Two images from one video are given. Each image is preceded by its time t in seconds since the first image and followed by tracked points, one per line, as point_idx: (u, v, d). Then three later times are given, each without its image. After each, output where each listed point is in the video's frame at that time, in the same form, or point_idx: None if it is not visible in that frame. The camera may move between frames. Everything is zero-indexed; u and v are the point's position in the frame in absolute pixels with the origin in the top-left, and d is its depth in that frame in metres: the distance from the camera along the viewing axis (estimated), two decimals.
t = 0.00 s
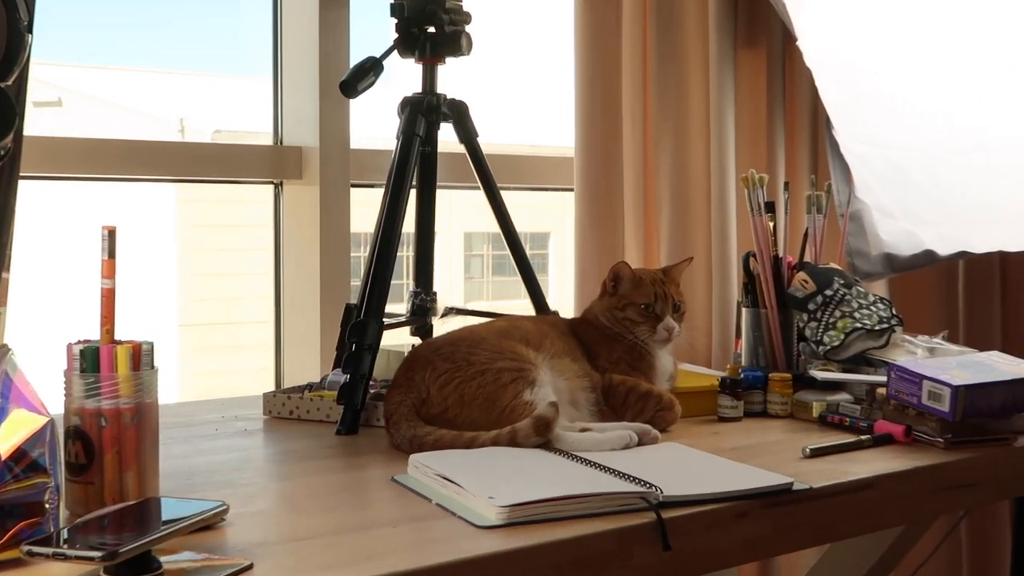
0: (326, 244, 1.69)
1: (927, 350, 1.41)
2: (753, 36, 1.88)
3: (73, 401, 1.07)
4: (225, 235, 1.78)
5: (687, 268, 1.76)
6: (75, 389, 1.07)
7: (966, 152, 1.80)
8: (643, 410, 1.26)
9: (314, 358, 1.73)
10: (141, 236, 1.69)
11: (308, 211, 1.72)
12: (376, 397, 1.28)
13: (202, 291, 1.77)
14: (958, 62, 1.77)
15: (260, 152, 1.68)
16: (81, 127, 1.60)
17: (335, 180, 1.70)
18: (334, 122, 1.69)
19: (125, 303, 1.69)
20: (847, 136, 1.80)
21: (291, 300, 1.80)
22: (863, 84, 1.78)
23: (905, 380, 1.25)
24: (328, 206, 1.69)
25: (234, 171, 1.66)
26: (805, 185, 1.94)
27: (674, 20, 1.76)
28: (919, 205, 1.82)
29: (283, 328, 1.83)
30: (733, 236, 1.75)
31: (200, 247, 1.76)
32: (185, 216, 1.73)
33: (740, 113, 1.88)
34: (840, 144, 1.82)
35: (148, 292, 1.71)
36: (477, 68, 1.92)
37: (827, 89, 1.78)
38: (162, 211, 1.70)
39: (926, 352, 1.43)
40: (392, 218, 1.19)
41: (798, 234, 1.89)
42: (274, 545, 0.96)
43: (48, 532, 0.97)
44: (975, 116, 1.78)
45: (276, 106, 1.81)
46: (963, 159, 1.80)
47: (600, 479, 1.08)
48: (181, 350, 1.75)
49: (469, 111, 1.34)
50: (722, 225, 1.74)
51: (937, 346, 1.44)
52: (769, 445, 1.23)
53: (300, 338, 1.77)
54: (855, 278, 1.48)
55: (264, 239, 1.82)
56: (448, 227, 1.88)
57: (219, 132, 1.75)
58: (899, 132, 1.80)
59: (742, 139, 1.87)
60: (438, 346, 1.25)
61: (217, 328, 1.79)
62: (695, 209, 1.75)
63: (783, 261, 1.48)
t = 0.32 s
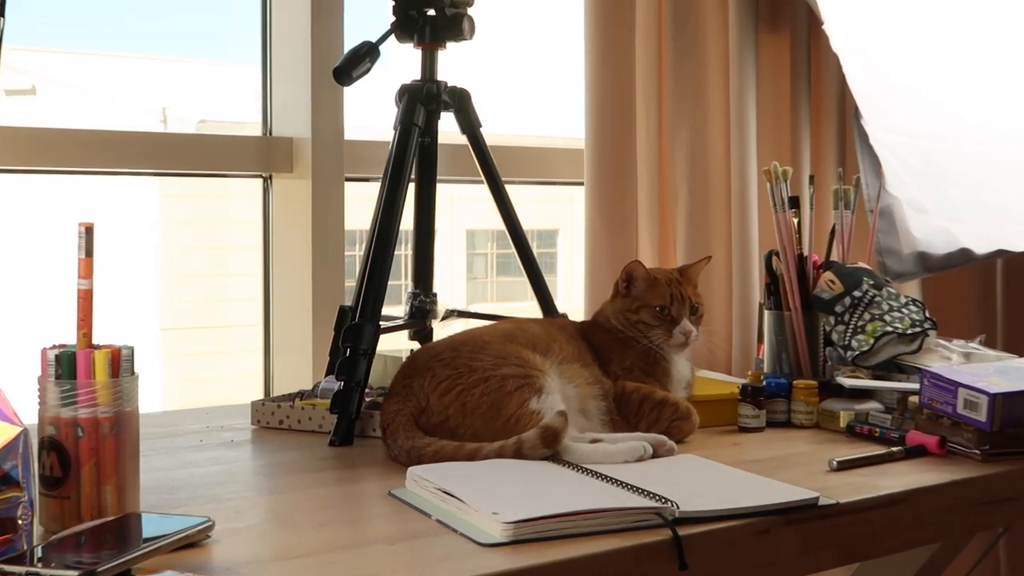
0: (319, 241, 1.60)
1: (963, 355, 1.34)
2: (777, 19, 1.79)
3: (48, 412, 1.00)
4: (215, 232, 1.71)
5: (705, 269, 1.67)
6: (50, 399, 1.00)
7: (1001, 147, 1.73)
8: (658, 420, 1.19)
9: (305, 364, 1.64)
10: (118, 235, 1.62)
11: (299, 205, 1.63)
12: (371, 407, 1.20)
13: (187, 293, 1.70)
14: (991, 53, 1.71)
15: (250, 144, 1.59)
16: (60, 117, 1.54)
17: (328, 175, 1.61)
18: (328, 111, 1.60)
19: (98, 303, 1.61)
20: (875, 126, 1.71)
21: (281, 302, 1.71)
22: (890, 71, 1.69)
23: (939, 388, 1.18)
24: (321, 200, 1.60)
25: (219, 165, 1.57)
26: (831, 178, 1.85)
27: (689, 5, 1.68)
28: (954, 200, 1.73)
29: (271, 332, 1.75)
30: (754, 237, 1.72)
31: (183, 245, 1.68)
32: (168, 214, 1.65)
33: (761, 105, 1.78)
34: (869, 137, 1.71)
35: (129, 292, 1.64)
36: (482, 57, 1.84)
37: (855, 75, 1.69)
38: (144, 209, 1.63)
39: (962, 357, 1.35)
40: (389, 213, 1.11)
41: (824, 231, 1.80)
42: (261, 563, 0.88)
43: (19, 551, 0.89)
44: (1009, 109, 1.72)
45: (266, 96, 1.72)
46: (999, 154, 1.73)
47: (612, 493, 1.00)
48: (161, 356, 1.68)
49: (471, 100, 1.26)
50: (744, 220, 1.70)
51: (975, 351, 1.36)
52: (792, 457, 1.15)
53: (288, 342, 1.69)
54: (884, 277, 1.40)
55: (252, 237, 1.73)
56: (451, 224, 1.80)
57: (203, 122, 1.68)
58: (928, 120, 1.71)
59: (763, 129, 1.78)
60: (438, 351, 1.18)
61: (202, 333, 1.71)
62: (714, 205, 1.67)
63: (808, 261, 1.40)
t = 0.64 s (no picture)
0: (309, 236, 1.48)
1: (999, 358, 1.26)
2: None
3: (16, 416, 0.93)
4: (197, 225, 1.59)
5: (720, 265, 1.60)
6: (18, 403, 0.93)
7: None
8: (670, 427, 1.13)
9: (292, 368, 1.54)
10: (90, 230, 1.51)
11: (285, 195, 1.52)
12: (364, 411, 1.14)
13: (171, 291, 1.59)
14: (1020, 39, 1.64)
15: (236, 133, 1.48)
16: (31, 105, 1.43)
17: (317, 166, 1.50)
18: (319, 93, 1.49)
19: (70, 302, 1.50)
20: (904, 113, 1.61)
21: (264, 305, 1.58)
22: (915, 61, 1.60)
23: (972, 393, 1.10)
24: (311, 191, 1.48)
25: (205, 155, 1.46)
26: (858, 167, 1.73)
27: None
28: (990, 193, 1.65)
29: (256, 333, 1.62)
30: (776, 232, 1.59)
31: (162, 240, 1.57)
32: (148, 205, 1.55)
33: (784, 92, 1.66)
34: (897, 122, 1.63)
35: (104, 288, 1.53)
36: (485, 43, 1.76)
37: (883, 59, 1.59)
38: (123, 199, 1.52)
39: (995, 359, 1.28)
40: (382, 206, 1.05)
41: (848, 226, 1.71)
42: None
43: None
44: None
45: (251, 80, 1.60)
46: None
47: (621, 504, 0.93)
48: (140, 355, 1.57)
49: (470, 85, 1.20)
50: (762, 216, 1.59)
51: (1009, 352, 1.29)
52: (814, 466, 1.08)
53: (273, 347, 1.57)
54: (914, 275, 1.33)
55: (235, 230, 1.61)
56: (451, 217, 1.72)
57: (184, 109, 1.57)
58: (957, 107, 1.63)
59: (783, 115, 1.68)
60: (436, 352, 1.11)
61: (185, 333, 1.60)
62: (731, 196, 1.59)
63: (831, 256, 1.33)
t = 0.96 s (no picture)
0: (295, 228, 1.42)
1: None
2: None
3: None
4: (178, 217, 1.53)
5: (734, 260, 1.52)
6: None
7: None
8: (679, 433, 1.07)
9: (275, 369, 1.47)
10: (63, 221, 1.45)
11: (270, 187, 1.45)
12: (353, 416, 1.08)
13: (144, 289, 1.52)
14: None
15: (216, 118, 1.42)
16: (7, 88, 1.38)
17: (303, 155, 1.42)
18: (305, 77, 1.42)
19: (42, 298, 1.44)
20: (929, 99, 1.53)
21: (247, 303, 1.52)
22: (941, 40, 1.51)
23: (1002, 397, 1.03)
24: (293, 181, 1.41)
25: (183, 143, 1.40)
26: (881, 156, 1.66)
27: None
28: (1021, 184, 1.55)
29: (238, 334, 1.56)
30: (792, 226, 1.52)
31: (139, 235, 1.51)
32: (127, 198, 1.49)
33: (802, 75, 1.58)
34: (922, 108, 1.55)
35: (79, 284, 1.47)
36: (484, 27, 1.69)
37: (905, 40, 1.52)
38: (96, 191, 1.46)
39: None
40: (373, 196, 0.98)
41: (872, 218, 1.63)
42: None
43: None
44: None
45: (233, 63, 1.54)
46: None
47: (627, 516, 0.87)
48: (115, 359, 1.50)
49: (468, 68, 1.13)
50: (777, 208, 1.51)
51: None
52: (832, 475, 1.01)
53: (257, 347, 1.50)
54: (941, 271, 1.28)
55: (218, 224, 1.54)
56: (447, 209, 1.66)
57: (162, 92, 1.50)
58: (988, 92, 1.53)
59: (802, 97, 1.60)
60: (430, 353, 1.04)
61: (164, 333, 1.53)
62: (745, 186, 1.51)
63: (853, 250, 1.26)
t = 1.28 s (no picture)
0: (277, 209, 1.36)
1: None
2: None
3: None
4: (157, 197, 1.46)
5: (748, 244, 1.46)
6: None
7: None
8: (689, 430, 1.01)
9: (257, 360, 1.40)
10: (30, 203, 1.38)
11: (252, 167, 1.39)
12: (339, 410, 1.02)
13: (115, 276, 1.45)
14: None
15: (195, 93, 1.37)
16: None
17: (285, 131, 1.36)
18: (290, 49, 1.35)
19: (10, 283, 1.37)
20: (958, 73, 1.47)
21: (229, 291, 1.45)
22: (950, 17, 1.46)
23: None
24: (275, 158, 1.35)
25: (158, 119, 1.34)
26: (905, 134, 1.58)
27: None
28: None
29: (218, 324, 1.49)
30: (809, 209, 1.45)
31: (115, 217, 1.44)
32: (103, 178, 1.42)
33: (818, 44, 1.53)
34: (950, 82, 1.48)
35: (51, 269, 1.41)
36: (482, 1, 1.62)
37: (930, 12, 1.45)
38: (66, 169, 1.40)
39: None
40: (361, 174, 0.93)
41: (895, 198, 1.57)
42: None
43: None
44: None
45: (211, 36, 1.47)
46: None
47: (632, 517, 0.81)
48: (85, 350, 1.43)
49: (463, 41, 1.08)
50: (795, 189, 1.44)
51: None
52: (851, 474, 0.95)
53: (239, 337, 1.44)
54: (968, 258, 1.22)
55: (194, 208, 1.49)
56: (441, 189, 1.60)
57: (134, 67, 1.43)
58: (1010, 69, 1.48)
59: (822, 75, 1.53)
60: (422, 344, 0.98)
61: (135, 324, 1.47)
62: (759, 163, 1.45)
63: (875, 234, 1.21)
